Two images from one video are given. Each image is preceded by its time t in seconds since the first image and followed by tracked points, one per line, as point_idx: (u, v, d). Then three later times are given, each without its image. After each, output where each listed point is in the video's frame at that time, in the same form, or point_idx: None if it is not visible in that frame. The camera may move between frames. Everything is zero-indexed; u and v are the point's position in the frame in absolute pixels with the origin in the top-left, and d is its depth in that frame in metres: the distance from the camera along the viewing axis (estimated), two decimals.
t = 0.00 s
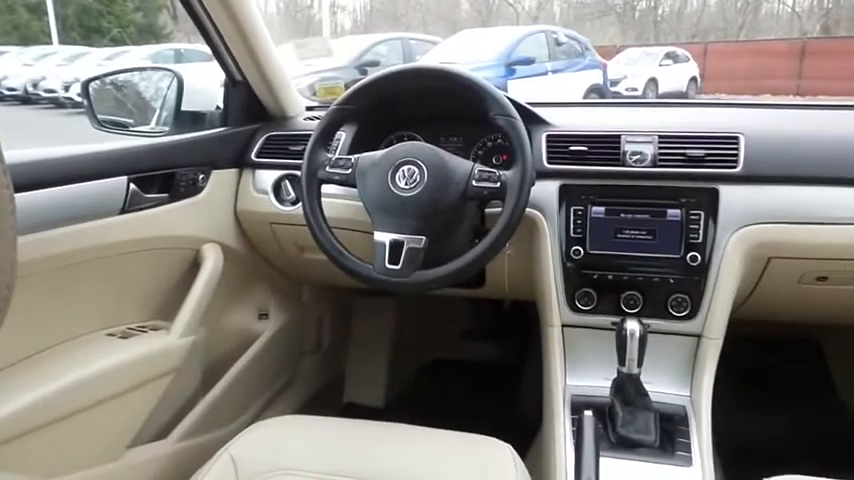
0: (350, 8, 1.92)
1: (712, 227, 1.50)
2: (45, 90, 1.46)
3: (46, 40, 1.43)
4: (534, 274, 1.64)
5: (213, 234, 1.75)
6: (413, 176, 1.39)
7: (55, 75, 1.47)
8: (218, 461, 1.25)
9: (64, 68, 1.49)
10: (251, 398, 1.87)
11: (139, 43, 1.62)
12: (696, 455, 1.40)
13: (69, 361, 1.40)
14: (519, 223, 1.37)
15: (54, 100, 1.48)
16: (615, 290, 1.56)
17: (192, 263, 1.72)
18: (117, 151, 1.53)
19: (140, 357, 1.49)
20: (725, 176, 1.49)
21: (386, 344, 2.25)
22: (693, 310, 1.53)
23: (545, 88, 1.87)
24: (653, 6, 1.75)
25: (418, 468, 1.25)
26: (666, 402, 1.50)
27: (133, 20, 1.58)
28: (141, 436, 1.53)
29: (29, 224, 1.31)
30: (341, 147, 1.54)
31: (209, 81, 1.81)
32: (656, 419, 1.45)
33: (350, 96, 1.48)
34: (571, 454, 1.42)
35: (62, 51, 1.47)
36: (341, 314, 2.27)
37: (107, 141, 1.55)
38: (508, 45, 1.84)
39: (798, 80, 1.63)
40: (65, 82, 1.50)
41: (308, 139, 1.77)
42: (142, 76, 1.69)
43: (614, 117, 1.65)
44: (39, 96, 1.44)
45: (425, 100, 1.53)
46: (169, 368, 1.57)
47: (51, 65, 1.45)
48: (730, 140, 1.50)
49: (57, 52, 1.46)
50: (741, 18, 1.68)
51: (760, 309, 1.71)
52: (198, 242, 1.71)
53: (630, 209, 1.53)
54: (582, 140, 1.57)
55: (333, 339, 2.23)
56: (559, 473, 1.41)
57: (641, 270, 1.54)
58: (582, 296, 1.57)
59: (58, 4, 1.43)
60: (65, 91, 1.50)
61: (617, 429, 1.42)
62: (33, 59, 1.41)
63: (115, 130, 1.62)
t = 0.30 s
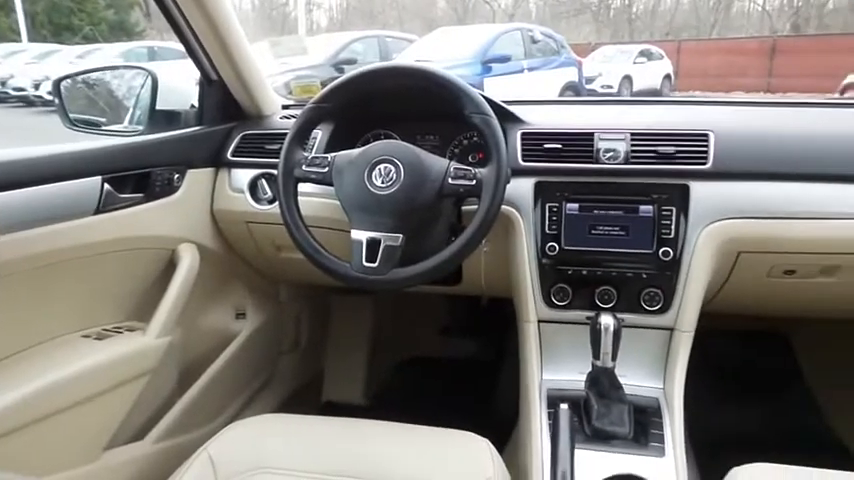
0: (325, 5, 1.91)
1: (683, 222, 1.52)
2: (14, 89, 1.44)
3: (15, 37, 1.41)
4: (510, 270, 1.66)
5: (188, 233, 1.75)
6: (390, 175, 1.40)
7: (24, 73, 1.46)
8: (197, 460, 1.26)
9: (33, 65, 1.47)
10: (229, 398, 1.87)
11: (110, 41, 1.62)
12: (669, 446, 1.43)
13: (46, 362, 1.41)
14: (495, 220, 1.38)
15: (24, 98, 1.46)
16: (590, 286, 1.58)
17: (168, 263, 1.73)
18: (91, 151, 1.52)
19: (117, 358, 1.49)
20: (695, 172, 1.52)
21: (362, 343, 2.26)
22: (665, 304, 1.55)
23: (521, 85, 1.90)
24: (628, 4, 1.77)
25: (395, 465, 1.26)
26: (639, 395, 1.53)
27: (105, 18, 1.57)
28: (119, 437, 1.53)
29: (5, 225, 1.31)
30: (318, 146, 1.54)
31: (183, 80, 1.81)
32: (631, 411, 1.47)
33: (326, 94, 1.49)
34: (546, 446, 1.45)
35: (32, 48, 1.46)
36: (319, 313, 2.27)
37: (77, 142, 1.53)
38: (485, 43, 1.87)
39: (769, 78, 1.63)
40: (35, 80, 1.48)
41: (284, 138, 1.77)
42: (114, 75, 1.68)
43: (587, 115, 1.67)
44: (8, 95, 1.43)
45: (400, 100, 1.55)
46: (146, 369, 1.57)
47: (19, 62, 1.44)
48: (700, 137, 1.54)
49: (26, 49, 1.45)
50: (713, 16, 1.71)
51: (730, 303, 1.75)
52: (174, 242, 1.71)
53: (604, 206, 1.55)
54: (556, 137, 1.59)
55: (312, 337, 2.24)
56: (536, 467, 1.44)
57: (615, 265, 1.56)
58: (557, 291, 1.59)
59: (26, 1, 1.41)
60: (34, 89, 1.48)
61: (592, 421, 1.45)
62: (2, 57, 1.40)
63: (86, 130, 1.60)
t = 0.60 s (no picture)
0: (308, 4, 1.93)
1: (660, 219, 1.56)
2: None
3: None
4: (491, 268, 1.68)
5: (168, 233, 1.76)
6: (371, 173, 1.42)
7: None
8: (177, 461, 1.27)
9: (9, 64, 1.48)
10: (212, 397, 1.88)
11: (87, 38, 1.63)
12: (646, 437, 1.46)
13: (23, 363, 1.42)
14: (476, 217, 1.40)
15: None
16: (569, 282, 1.61)
17: (147, 263, 1.74)
18: (62, 150, 1.51)
19: (94, 358, 1.51)
20: (671, 170, 1.55)
21: (346, 340, 2.28)
22: (643, 300, 1.58)
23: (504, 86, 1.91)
24: (610, 5, 1.80)
25: (376, 459, 1.28)
26: (617, 388, 1.56)
27: (81, 15, 1.58)
28: (96, 439, 1.54)
29: None
30: (299, 144, 1.53)
31: (162, 79, 1.81)
32: (609, 404, 1.50)
33: (306, 93, 1.50)
34: (527, 441, 1.47)
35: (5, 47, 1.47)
36: (302, 313, 2.28)
37: (57, 139, 1.56)
38: (468, 43, 1.90)
39: (748, 79, 1.69)
40: (10, 79, 1.49)
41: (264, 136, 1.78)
42: (92, 73, 1.69)
43: (566, 114, 1.69)
44: None
45: (381, 98, 1.56)
46: (125, 369, 1.59)
47: None
48: (677, 135, 1.57)
49: None
50: (693, 17, 1.73)
51: (707, 298, 1.78)
52: (153, 242, 1.72)
53: (583, 203, 1.58)
54: (537, 135, 1.61)
55: (295, 337, 2.25)
56: (517, 461, 1.46)
57: (593, 262, 1.59)
58: (538, 288, 1.61)
59: None
60: (9, 88, 1.49)
61: (572, 415, 1.47)
62: None
63: (63, 129, 1.62)
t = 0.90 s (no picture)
0: (291, 4, 1.91)
1: (639, 218, 1.58)
2: None
3: None
4: (473, 268, 1.70)
5: (150, 234, 1.76)
6: (353, 173, 1.43)
7: None
8: (160, 460, 1.27)
9: None
10: (196, 399, 1.89)
11: (67, 38, 1.63)
12: (626, 433, 1.48)
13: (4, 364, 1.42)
14: (457, 217, 1.41)
15: None
16: (550, 281, 1.63)
17: (129, 263, 1.74)
18: (44, 150, 1.52)
19: (76, 359, 1.52)
20: (649, 170, 1.58)
21: (330, 340, 2.30)
22: (622, 298, 1.60)
23: (490, 87, 1.96)
24: (592, 7, 1.79)
25: (359, 457, 1.29)
26: (596, 385, 1.58)
27: (61, 14, 1.59)
28: (77, 441, 1.55)
29: None
30: (281, 145, 1.55)
31: (143, 78, 1.81)
32: (590, 400, 1.52)
33: (289, 93, 1.51)
34: (509, 438, 1.49)
35: None
36: (286, 314, 2.29)
37: (38, 140, 1.56)
38: (451, 44, 1.90)
39: (728, 81, 1.74)
40: None
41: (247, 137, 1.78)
42: (72, 73, 1.69)
43: (546, 115, 1.72)
44: None
45: (363, 98, 1.58)
46: (107, 370, 1.60)
47: None
48: (654, 137, 1.60)
49: None
50: (674, 20, 1.73)
51: (685, 296, 1.81)
52: (135, 242, 1.72)
53: (563, 203, 1.60)
54: (517, 136, 1.63)
55: (279, 337, 2.25)
56: (499, 460, 1.47)
57: (573, 261, 1.61)
58: (519, 287, 1.63)
59: None
60: None
61: (553, 412, 1.49)
62: None
63: (43, 129, 1.62)
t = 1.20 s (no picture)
0: (274, 6, 1.91)
1: (619, 219, 1.60)
2: None
3: None
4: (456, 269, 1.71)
5: (132, 235, 1.76)
6: (336, 175, 1.44)
7: None
8: (143, 462, 1.27)
9: None
10: (180, 399, 1.89)
11: (47, 39, 1.63)
12: (608, 432, 1.50)
13: None
14: (439, 218, 1.42)
15: None
16: (532, 282, 1.64)
17: (111, 265, 1.73)
18: (26, 151, 1.51)
19: (57, 362, 1.51)
20: (630, 171, 1.60)
21: (313, 342, 2.30)
22: (603, 298, 1.62)
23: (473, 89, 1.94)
24: (574, 10, 1.82)
25: (343, 456, 1.29)
26: (577, 384, 1.60)
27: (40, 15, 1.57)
28: (58, 444, 1.54)
29: None
30: (264, 147, 1.56)
31: (125, 79, 1.81)
32: (571, 401, 1.53)
33: (272, 95, 1.51)
34: (492, 437, 1.50)
35: None
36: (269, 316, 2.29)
37: (17, 142, 1.55)
38: (434, 46, 1.90)
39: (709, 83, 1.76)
40: None
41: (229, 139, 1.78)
42: (52, 75, 1.68)
43: (528, 117, 1.73)
44: None
45: (346, 100, 1.58)
46: (88, 373, 1.59)
47: None
48: (633, 138, 1.62)
49: None
50: (654, 23, 1.77)
51: (667, 295, 1.83)
52: (116, 244, 1.72)
53: (544, 204, 1.61)
54: (499, 138, 1.64)
55: (262, 339, 2.25)
56: (482, 460, 1.48)
57: (555, 262, 1.62)
58: (502, 288, 1.64)
59: None
60: None
61: (535, 412, 1.50)
62: None
63: (23, 131, 1.61)
